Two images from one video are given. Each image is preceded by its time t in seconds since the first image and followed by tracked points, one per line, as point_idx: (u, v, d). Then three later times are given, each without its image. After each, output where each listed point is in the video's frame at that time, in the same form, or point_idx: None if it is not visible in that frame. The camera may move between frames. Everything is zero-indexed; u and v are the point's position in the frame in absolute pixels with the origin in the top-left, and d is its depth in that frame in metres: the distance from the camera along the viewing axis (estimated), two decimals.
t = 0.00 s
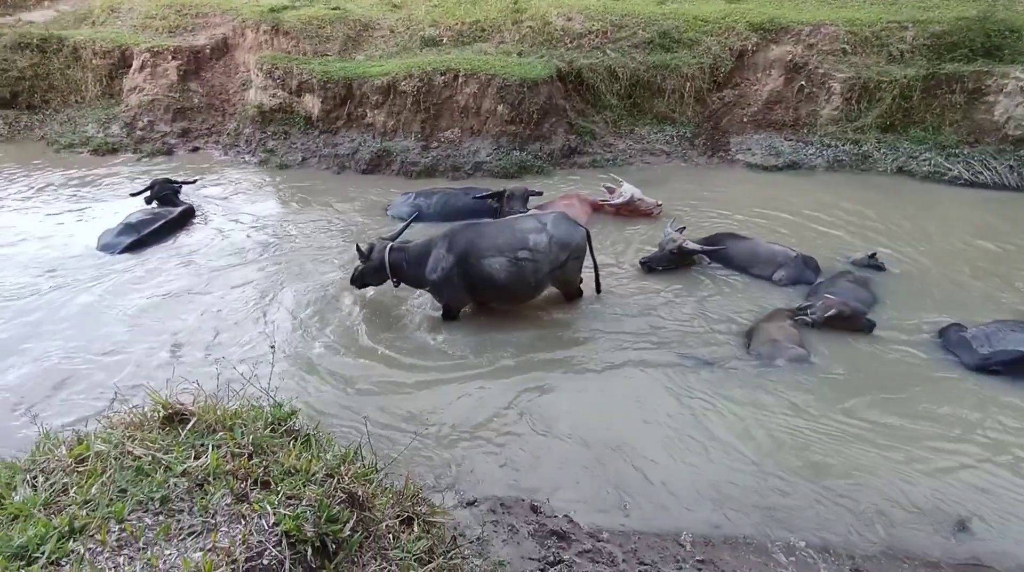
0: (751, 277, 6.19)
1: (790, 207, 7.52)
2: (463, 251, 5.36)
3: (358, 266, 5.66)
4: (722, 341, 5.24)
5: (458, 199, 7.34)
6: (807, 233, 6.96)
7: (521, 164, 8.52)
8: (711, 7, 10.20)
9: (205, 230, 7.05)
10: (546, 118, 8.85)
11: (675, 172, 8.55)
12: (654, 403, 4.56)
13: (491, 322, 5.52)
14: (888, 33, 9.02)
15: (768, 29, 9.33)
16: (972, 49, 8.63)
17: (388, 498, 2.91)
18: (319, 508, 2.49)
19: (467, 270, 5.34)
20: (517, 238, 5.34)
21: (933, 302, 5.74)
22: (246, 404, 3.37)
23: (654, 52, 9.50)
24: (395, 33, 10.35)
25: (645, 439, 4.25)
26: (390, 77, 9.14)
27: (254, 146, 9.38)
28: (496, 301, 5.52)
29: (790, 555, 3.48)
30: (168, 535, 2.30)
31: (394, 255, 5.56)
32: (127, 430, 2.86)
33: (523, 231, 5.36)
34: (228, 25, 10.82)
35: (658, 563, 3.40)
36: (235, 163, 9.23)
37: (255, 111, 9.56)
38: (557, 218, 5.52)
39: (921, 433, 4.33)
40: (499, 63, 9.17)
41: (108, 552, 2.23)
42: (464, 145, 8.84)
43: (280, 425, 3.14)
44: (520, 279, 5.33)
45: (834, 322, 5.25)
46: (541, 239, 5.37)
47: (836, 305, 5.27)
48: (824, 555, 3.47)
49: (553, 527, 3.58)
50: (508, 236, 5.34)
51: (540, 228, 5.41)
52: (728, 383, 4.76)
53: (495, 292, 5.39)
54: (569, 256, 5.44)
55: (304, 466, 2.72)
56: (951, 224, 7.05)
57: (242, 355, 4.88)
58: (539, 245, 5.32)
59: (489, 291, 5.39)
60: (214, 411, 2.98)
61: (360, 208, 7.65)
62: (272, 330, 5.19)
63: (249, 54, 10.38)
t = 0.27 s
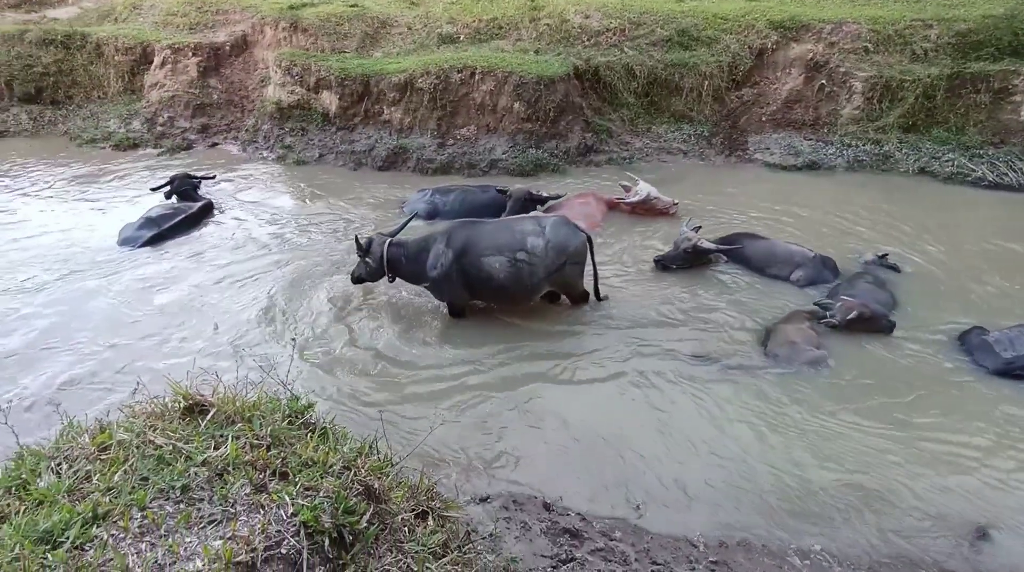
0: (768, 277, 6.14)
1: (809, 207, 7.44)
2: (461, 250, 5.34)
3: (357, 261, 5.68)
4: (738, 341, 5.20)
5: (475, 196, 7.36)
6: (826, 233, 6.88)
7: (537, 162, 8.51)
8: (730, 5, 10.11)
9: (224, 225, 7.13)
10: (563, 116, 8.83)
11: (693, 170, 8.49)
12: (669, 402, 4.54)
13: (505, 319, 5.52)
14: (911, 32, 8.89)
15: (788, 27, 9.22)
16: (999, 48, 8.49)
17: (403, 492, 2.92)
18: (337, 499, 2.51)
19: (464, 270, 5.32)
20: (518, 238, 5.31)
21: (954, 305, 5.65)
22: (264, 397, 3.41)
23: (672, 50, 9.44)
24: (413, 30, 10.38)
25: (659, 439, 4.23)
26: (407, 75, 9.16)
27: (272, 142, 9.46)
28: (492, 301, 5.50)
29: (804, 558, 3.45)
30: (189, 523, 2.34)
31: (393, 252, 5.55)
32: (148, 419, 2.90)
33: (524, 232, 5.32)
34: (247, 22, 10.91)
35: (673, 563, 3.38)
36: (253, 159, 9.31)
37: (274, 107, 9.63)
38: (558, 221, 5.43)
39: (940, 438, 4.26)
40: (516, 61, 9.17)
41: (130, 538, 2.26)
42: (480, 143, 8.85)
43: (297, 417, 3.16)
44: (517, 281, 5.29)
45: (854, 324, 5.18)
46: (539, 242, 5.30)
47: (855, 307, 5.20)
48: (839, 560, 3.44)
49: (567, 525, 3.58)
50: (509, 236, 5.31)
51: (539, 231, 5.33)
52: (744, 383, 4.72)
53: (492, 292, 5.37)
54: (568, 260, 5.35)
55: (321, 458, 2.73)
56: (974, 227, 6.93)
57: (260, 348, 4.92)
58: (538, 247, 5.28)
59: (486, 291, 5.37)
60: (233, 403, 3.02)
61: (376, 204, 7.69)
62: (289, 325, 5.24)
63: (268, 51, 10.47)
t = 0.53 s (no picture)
0: (784, 276, 6.08)
1: (826, 207, 7.36)
2: (456, 246, 5.33)
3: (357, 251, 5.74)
4: (753, 343, 5.16)
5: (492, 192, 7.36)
6: (843, 234, 6.80)
7: (552, 160, 8.50)
8: (749, 3, 10.01)
9: (241, 220, 7.19)
10: (578, 114, 8.80)
11: (709, 170, 8.43)
12: (683, 403, 4.51)
13: (519, 316, 5.51)
14: (934, 30, 8.76)
15: (808, 25, 9.12)
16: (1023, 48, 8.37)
17: (418, 486, 2.93)
18: (353, 492, 2.53)
19: (457, 266, 5.30)
20: (513, 237, 5.26)
21: (975, 308, 5.56)
22: (280, 389, 3.43)
23: (690, 48, 9.37)
24: (429, 27, 10.40)
25: (672, 440, 4.20)
26: (422, 72, 9.17)
27: (289, 139, 9.53)
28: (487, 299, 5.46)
29: (818, 563, 3.41)
30: (207, 513, 2.36)
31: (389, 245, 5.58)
32: (167, 410, 2.93)
33: (520, 231, 5.27)
34: (265, 19, 10.99)
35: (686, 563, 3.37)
36: (270, 155, 9.38)
37: (290, 103, 9.69)
38: (556, 224, 5.31)
39: (959, 444, 4.20)
40: (532, 58, 9.15)
41: (151, 526, 2.29)
42: (494, 141, 8.85)
43: (313, 410, 3.18)
44: (509, 280, 5.25)
45: (873, 327, 5.10)
46: (533, 244, 5.22)
47: (875, 309, 5.10)
48: (854, 564, 3.41)
49: (580, 523, 3.58)
50: (504, 235, 5.26)
51: (535, 233, 5.25)
52: (759, 386, 4.67)
53: (485, 290, 5.34)
54: (563, 264, 5.25)
55: (337, 451, 2.75)
56: (996, 229, 6.82)
57: (276, 341, 4.96)
58: (533, 248, 5.20)
59: (479, 289, 5.34)
60: (250, 395, 3.04)
61: (390, 201, 7.72)
62: (305, 319, 5.27)
63: (285, 48, 10.53)
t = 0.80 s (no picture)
0: (800, 278, 6.02)
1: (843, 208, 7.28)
2: (448, 240, 5.34)
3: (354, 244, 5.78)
4: (768, 345, 5.12)
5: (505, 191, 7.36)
6: (861, 236, 6.72)
7: (566, 159, 8.48)
8: (767, 2, 9.93)
9: (256, 216, 7.24)
10: (593, 113, 8.77)
11: (724, 169, 8.37)
12: (696, 403, 4.48)
13: (532, 313, 5.50)
14: (956, 30, 8.65)
15: (827, 24, 9.02)
16: None
17: (431, 482, 2.94)
18: (369, 485, 2.54)
19: (449, 260, 5.32)
20: (504, 232, 5.25)
21: (996, 312, 5.47)
22: (296, 383, 3.45)
23: (706, 47, 9.30)
24: (444, 25, 10.41)
25: (685, 440, 4.18)
26: (437, 69, 9.18)
27: (304, 135, 9.58)
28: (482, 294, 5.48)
29: (832, 567, 3.38)
30: (225, 504, 2.38)
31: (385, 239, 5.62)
32: (185, 402, 2.96)
33: (511, 226, 5.25)
34: (282, 16, 11.06)
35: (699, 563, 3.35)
36: (285, 151, 9.45)
37: (306, 100, 9.74)
38: (549, 219, 5.24)
39: (978, 450, 4.14)
40: (547, 56, 9.13)
41: (170, 515, 2.32)
42: (508, 139, 8.85)
43: (328, 405, 3.20)
44: (500, 275, 5.24)
45: (891, 331, 5.03)
46: (524, 240, 5.18)
47: (894, 314, 5.03)
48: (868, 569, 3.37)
49: (592, 521, 3.57)
50: (495, 230, 5.26)
51: (526, 228, 5.21)
52: (774, 387, 4.64)
53: (477, 285, 5.35)
54: (555, 260, 5.18)
55: (353, 445, 2.76)
56: (1018, 232, 6.71)
57: (290, 335, 4.99)
58: (523, 243, 5.18)
59: (471, 283, 5.35)
60: (266, 388, 3.06)
61: (404, 199, 7.74)
62: (320, 314, 5.30)
63: (302, 45, 10.60)
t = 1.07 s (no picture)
0: (814, 279, 5.96)
1: (859, 210, 7.21)
2: (441, 230, 5.38)
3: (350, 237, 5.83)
4: (781, 346, 5.08)
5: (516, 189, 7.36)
6: (877, 237, 6.65)
7: (578, 157, 8.46)
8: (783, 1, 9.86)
9: (269, 212, 7.29)
10: (606, 111, 8.74)
11: (739, 169, 8.31)
12: (708, 404, 4.45)
13: (544, 311, 5.49)
14: (976, 30, 8.57)
15: (844, 23, 8.94)
16: None
17: (444, 478, 2.94)
18: (382, 481, 2.56)
19: (441, 250, 5.34)
20: (497, 225, 5.26)
21: (1014, 316, 5.39)
22: (309, 379, 3.47)
23: (721, 46, 9.24)
24: (458, 23, 10.42)
25: (697, 441, 4.16)
26: (451, 67, 9.19)
27: (317, 132, 9.63)
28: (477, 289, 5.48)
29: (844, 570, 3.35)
30: (241, 497, 2.40)
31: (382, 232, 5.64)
32: (201, 395, 2.99)
33: (504, 218, 5.26)
34: (297, 14, 11.13)
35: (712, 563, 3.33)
36: (299, 148, 9.50)
37: (319, 98, 9.79)
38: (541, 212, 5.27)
39: (994, 456, 4.09)
40: (560, 55, 9.11)
41: (186, 506, 2.34)
42: (521, 137, 8.84)
43: (342, 400, 3.22)
44: (490, 266, 5.26)
45: (907, 335, 4.97)
46: (516, 230, 5.20)
47: (910, 318, 4.97)
48: None
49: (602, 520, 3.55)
50: (488, 223, 5.27)
51: (518, 219, 5.23)
52: (787, 389, 4.60)
53: (467, 276, 5.37)
54: (545, 253, 5.19)
55: (366, 440, 2.78)
56: None
57: (303, 331, 5.02)
58: (516, 235, 5.18)
59: (461, 274, 5.37)
60: (281, 383, 3.08)
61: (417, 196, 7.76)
62: (333, 311, 5.33)
63: (316, 43, 10.65)
